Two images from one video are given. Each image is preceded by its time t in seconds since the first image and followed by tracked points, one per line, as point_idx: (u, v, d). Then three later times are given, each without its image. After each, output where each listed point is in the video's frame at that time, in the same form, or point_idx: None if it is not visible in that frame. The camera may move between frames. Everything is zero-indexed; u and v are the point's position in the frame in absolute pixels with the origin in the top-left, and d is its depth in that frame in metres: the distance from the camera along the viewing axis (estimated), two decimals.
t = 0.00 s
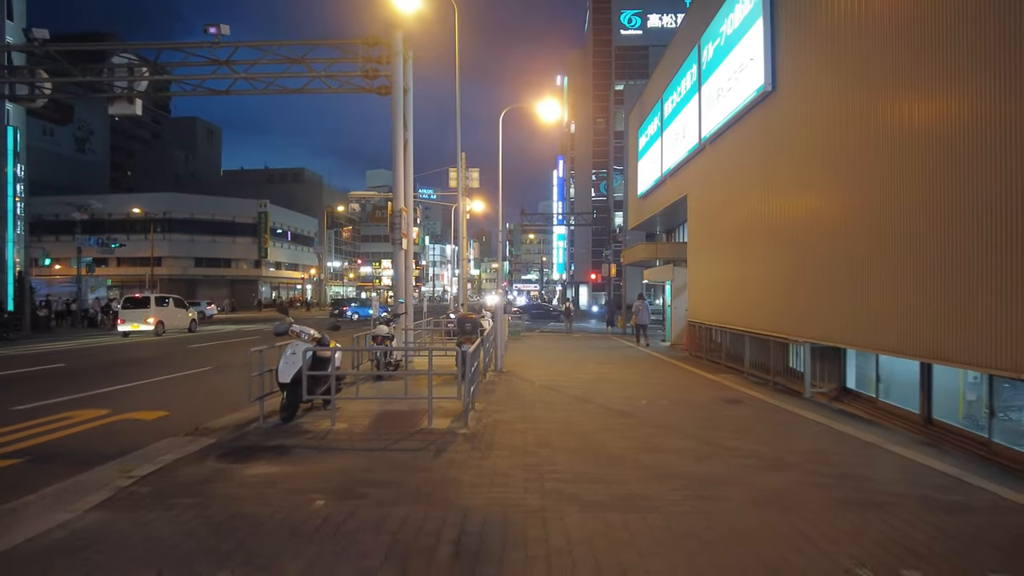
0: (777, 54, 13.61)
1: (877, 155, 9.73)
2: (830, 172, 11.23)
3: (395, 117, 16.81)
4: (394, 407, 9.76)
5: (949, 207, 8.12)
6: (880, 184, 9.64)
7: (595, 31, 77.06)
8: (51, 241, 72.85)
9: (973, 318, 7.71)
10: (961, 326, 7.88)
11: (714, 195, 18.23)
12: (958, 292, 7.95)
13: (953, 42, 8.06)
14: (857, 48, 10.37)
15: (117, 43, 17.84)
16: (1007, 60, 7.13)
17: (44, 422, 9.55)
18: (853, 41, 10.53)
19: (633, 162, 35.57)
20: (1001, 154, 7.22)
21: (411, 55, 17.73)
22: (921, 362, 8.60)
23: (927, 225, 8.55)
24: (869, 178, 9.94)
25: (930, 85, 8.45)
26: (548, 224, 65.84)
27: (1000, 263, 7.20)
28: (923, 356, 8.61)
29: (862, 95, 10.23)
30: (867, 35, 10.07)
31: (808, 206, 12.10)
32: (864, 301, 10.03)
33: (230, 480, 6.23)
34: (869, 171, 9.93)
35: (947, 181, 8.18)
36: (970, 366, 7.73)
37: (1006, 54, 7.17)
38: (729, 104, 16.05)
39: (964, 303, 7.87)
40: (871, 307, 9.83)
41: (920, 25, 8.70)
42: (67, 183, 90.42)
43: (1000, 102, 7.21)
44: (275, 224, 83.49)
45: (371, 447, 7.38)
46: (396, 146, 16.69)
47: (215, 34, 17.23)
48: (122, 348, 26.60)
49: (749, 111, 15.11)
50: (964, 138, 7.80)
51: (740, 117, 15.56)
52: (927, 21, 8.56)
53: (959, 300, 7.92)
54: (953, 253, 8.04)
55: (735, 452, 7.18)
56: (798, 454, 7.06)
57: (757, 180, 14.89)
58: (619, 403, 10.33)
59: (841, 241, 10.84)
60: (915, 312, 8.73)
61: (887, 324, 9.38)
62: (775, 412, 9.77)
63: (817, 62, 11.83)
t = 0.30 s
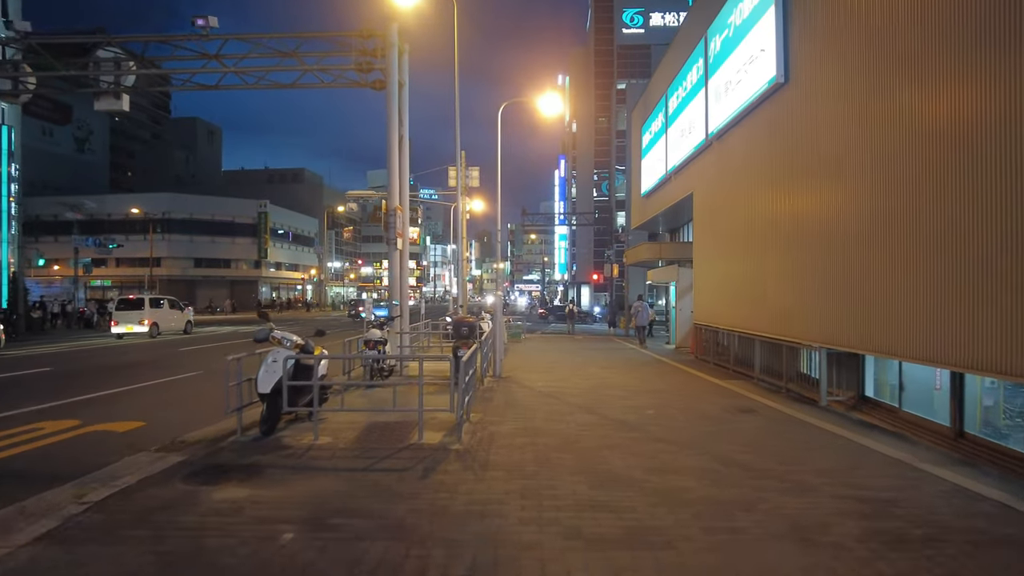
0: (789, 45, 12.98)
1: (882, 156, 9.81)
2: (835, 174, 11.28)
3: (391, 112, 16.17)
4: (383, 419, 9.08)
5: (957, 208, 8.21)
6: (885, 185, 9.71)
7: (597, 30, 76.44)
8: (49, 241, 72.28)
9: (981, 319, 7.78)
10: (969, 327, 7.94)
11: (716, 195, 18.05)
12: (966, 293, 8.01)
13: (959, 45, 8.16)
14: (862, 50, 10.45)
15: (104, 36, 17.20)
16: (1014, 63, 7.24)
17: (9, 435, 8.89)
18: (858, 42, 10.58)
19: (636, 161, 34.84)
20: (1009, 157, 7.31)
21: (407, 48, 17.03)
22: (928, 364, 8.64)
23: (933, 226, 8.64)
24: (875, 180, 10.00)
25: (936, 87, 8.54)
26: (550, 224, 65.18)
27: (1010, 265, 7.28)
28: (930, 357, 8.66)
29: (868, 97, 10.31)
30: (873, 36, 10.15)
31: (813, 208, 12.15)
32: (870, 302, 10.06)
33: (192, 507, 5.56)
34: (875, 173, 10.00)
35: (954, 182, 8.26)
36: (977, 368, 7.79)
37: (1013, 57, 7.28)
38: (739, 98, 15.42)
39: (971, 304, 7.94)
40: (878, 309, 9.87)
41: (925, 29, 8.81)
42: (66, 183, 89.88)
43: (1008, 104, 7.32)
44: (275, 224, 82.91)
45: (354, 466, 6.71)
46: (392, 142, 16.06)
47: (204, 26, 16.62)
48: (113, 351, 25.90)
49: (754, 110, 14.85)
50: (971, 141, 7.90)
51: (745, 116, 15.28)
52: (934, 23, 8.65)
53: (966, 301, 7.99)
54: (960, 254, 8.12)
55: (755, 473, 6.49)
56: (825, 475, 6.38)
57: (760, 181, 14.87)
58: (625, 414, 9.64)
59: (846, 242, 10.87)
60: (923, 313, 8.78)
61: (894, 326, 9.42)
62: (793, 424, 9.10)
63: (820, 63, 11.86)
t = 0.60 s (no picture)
0: (801, 31, 12.31)
1: (876, 153, 9.59)
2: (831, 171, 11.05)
3: (383, 105, 15.52)
4: (370, 433, 8.38)
5: (948, 205, 8.00)
6: (878, 183, 9.55)
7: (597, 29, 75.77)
8: (46, 243, 71.65)
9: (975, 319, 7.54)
10: (963, 327, 7.70)
11: (717, 193, 17.80)
12: (959, 291, 7.78)
13: (950, 37, 7.96)
14: (857, 44, 10.23)
15: (86, 28, 16.56)
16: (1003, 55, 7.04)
17: None
18: (854, 37, 10.35)
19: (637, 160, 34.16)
20: (999, 152, 7.11)
21: (400, 40, 16.40)
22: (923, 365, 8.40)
23: (923, 224, 8.48)
24: (870, 177, 9.77)
25: (927, 83, 8.38)
26: (550, 224, 64.50)
27: (1003, 261, 7.05)
28: (924, 358, 8.42)
29: (863, 92, 10.09)
30: (868, 30, 9.94)
31: (811, 206, 11.92)
32: (866, 303, 9.83)
33: (145, 539, 4.91)
34: (869, 170, 9.77)
35: (946, 179, 8.05)
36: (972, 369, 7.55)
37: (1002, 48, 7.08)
38: (746, 89, 14.74)
39: (964, 303, 7.71)
40: (873, 309, 9.64)
41: (917, 24, 8.64)
42: (64, 184, 89.23)
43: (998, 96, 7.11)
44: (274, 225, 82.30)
45: (333, 489, 6.02)
46: (384, 138, 15.46)
47: (188, 17, 15.98)
48: (102, 355, 25.17)
49: (758, 105, 14.47)
50: (960, 138, 7.74)
51: (748, 112, 14.89)
52: (926, 16, 8.44)
53: (959, 299, 7.76)
54: (953, 251, 7.90)
55: (782, 497, 5.79)
56: (858, 499, 5.72)
57: (760, 179, 14.60)
58: (632, 425, 8.94)
59: (843, 241, 10.63)
60: (917, 313, 8.54)
61: (888, 326, 9.20)
62: (814, 435, 8.42)
63: (818, 58, 11.62)
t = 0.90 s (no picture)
0: (823, 16, 11.68)
1: (881, 155, 9.81)
2: (834, 173, 11.27)
3: (381, 94, 14.86)
4: (360, 442, 7.71)
5: (954, 206, 8.24)
6: (887, 183, 9.65)
7: (599, 27, 75.21)
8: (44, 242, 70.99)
9: (985, 316, 7.75)
10: (971, 326, 7.90)
11: (720, 191, 17.79)
12: (965, 289, 7.99)
13: (954, 43, 8.20)
14: (860, 49, 10.45)
15: (72, 15, 15.90)
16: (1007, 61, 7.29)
17: None
18: (858, 40, 10.53)
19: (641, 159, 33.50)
20: (1004, 155, 7.35)
21: (399, 28, 15.77)
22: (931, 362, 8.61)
23: (934, 223, 8.59)
24: (874, 179, 9.98)
25: (938, 84, 8.47)
26: (552, 223, 63.81)
27: (1010, 261, 7.26)
28: (933, 355, 8.60)
29: (866, 96, 10.31)
30: (870, 34, 10.16)
31: (814, 206, 12.09)
32: (872, 302, 10.01)
33: (99, 567, 4.28)
34: (873, 172, 9.99)
35: (951, 179, 8.28)
36: (982, 365, 7.74)
37: (1005, 54, 7.33)
38: (762, 79, 14.12)
39: (973, 301, 7.91)
40: (880, 308, 9.82)
41: (927, 25, 8.73)
42: (63, 183, 88.56)
43: (1003, 100, 7.36)
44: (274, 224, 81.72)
45: (318, 506, 5.39)
46: (382, 129, 14.80)
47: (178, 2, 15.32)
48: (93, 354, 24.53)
49: (765, 101, 14.27)
50: (972, 139, 7.85)
51: (758, 106, 14.53)
52: (931, 22, 8.68)
53: (967, 299, 7.96)
54: (958, 250, 8.13)
55: (820, 518, 5.16)
56: (906, 520, 5.09)
57: (762, 180, 14.73)
58: (643, 433, 8.27)
59: (849, 240, 10.81)
60: (925, 312, 8.73)
61: (898, 324, 9.32)
62: (843, 444, 7.80)
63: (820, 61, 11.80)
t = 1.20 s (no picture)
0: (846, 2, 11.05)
1: (882, 160, 9.88)
2: (837, 177, 11.31)
3: (377, 86, 14.18)
4: (348, 458, 7.00)
5: (956, 209, 8.28)
6: (889, 185, 9.68)
7: (602, 26, 74.39)
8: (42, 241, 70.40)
9: (984, 320, 7.77)
10: (974, 329, 7.90)
11: (724, 193, 17.69)
12: (966, 293, 8.01)
13: (956, 48, 8.28)
14: (863, 54, 10.51)
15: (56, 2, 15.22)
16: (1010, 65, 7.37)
17: None
18: (860, 44, 10.58)
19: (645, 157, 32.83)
20: (1006, 158, 7.41)
21: (396, 17, 15.06)
22: (932, 365, 8.62)
23: (936, 227, 8.62)
24: (876, 183, 10.03)
25: (943, 89, 8.50)
26: (554, 223, 63.18)
27: (1013, 263, 7.29)
28: (934, 358, 8.60)
29: (868, 101, 10.37)
30: (873, 39, 10.23)
31: (816, 210, 12.16)
32: (874, 306, 10.02)
33: None
34: (876, 175, 10.03)
35: (954, 182, 8.33)
36: (985, 369, 7.74)
37: (1009, 60, 7.40)
38: (780, 70, 13.46)
39: (976, 304, 7.93)
40: (882, 312, 9.83)
41: (934, 29, 8.74)
42: (61, 181, 87.90)
43: (1007, 104, 7.43)
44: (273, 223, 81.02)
45: (294, 539, 4.75)
46: (379, 123, 14.17)
47: None
48: (84, 355, 23.90)
49: (775, 98, 13.99)
50: (977, 144, 7.88)
51: (770, 100, 14.06)
52: (935, 28, 8.74)
53: (968, 302, 7.99)
54: (958, 253, 8.20)
55: (867, 556, 4.51)
56: (967, 561, 4.44)
57: (765, 183, 14.72)
58: (658, 448, 7.63)
59: (851, 244, 10.83)
60: (926, 315, 8.75)
61: (899, 327, 9.34)
62: (876, 461, 7.16)
63: (823, 66, 11.84)
